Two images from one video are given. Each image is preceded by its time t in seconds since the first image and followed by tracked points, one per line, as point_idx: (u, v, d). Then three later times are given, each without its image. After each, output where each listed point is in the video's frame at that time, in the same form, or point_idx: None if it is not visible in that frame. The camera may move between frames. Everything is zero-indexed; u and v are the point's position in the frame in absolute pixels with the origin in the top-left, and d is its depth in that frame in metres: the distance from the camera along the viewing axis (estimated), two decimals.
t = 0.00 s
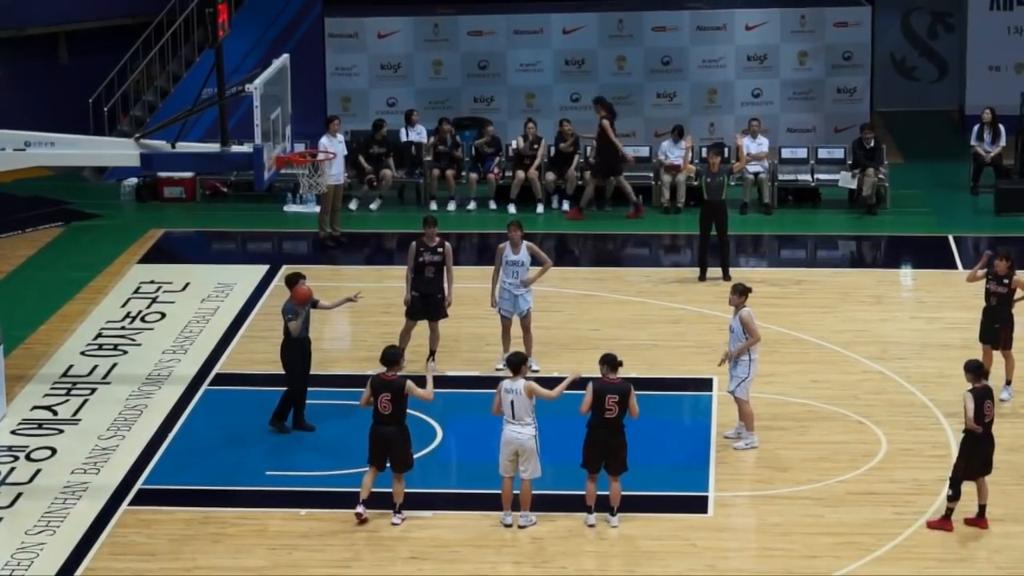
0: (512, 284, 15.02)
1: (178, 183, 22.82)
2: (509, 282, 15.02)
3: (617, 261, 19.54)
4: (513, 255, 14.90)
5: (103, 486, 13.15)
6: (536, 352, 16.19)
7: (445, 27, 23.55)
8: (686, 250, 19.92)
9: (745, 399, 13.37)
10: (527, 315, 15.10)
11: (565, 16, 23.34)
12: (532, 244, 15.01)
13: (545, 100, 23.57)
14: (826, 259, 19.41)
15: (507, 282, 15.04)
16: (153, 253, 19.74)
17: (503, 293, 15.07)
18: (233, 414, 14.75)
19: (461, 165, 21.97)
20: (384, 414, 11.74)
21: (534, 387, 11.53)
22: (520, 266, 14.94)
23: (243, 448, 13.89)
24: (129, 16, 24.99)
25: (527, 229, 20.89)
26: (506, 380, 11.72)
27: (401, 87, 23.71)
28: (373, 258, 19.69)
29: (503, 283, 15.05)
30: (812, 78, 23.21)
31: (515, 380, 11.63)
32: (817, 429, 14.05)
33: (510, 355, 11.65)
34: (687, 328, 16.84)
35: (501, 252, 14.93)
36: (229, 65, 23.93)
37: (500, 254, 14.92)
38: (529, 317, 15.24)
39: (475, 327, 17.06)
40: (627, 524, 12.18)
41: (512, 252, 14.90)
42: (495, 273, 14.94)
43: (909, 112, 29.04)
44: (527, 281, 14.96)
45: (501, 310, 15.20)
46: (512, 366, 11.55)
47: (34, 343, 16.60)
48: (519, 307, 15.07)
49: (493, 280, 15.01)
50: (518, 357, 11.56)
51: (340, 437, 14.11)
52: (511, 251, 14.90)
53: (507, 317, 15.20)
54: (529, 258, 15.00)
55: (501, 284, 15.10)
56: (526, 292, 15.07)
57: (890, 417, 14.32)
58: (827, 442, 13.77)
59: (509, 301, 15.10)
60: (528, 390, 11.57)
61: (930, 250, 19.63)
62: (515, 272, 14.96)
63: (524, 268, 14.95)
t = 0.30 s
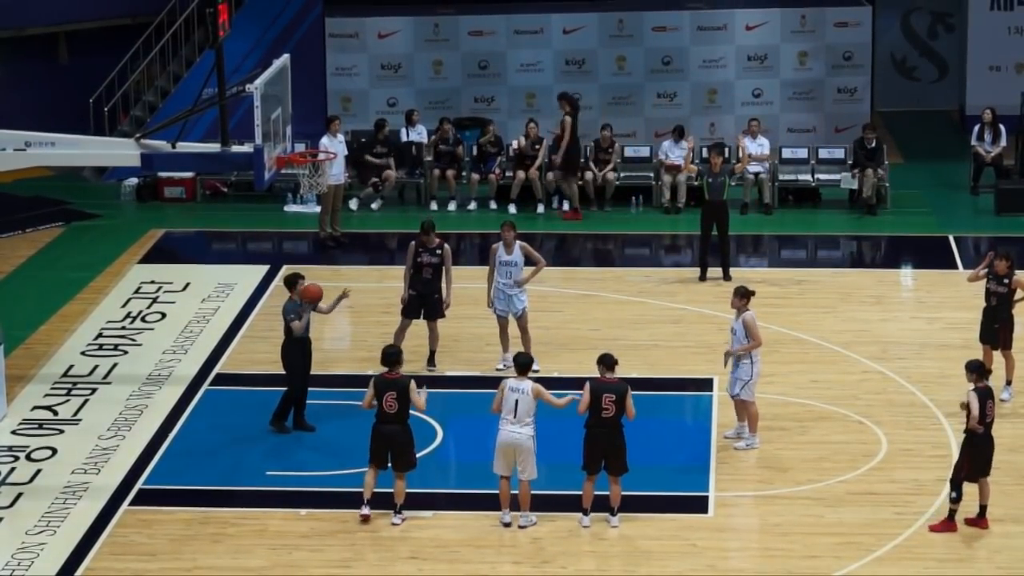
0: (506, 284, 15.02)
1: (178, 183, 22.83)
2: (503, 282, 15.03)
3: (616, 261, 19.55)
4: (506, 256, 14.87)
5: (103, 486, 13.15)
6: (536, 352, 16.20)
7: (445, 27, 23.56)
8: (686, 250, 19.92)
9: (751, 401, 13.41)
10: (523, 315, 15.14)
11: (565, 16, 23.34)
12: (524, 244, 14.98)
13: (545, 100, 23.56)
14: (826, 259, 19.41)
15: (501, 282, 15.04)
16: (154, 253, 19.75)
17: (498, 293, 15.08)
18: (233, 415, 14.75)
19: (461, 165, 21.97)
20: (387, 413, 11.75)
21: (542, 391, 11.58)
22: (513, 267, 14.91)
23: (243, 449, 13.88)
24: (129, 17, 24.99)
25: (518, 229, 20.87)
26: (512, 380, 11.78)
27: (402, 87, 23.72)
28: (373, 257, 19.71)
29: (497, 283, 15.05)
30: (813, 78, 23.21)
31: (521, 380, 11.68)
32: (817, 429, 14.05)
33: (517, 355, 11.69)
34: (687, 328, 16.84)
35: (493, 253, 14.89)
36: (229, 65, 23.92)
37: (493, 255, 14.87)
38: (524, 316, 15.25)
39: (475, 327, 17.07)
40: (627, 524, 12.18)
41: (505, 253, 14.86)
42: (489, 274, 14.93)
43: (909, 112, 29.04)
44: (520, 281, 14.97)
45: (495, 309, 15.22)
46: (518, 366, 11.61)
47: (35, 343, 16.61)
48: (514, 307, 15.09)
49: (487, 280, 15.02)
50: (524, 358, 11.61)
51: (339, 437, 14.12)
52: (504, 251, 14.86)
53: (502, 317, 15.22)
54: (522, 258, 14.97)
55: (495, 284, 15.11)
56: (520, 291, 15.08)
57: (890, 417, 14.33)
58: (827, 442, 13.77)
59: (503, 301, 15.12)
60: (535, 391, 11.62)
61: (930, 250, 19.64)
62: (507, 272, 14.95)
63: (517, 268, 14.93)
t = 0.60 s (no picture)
0: (504, 283, 15.02)
1: (178, 183, 22.83)
2: (501, 281, 15.02)
3: (616, 261, 19.55)
4: (503, 256, 14.87)
5: (103, 486, 13.15)
6: (536, 352, 16.20)
7: (446, 27, 23.55)
8: (686, 250, 19.92)
9: (751, 402, 13.40)
10: (522, 314, 15.13)
11: (565, 16, 23.34)
12: (522, 243, 14.98)
13: (545, 99, 23.56)
14: (827, 259, 19.41)
15: (500, 281, 15.03)
16: (154, 253, 19.74)
17: (496, 293, 15.08)
18: (233, 415, 14.74)
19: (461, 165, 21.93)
20: (383, 412, 11.74)
21: (536, 389, 11.59)
22: (511, 267, 14.91)
23: (242, 449, 13.87)
24: (129, 16, 24.98)
25: (513, 228, 20.86)
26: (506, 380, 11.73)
27: (402, 87, 23.71)
28: (372, 257, 19.71)
29: (495, 283, 15.05)
30: (813, 78, 23.21)
31: (516, 380, 11.67)
32: (817, 429, 14.05)
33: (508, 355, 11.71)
34: (687, 328, 16.83)
35: (491, 253, 14.92)
36: (229, 65, 23.92)
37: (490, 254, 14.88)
38: (524, 316, 15.25)
39: (475, 327, 17.06)
40: (627, 524, 12.18)
41: (502, 253, 14.88)
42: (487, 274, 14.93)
43: (909, 112, 29.04)
44: (519, 280, 14.98)
45: (494, 308, 15.21)
46: (512, 366, 11.62)
47: (34, 343, 16.60)
48: (513, 306, 15.08)
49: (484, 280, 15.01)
50: (516, 357, 11.63)
51: (336, 437, 14.11)
52: (501, 251, 14.87)
53: (501, 317, 15.21)
54: (518, 258, 14.97)
55: (494, 284, 15.11)
56: (519, 290, 15.08)
57: (890, 416, 14.32)
58: (828, 442, 13.76)
59: (502, 300, 15.11)
60: (530, 390, 11.63)
61: (930, 249, 19.64)
62: (505, 273, 14.95)
63: (515, 268, 14.93)
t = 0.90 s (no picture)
0: (508, 283, 15.02)
1: (178, 183, 22.84)
2: (505, 281, 15.02)
3: (616, 261, 19.55)
4: (507, 256, 14.87)
5: (103, 486, 13.15)
6: (536, 352, 16.20)
7: (446, 28, 23.55)
8: (686, 251, 19.91)
9: (747, 400, 13.39)
10: (525, 314, 15.12)
11: (565, 16, 23.34)
12: (525, 243, 14.99)
13: (545, 100, 23.56)
14: (827, 260, 19.40)
15: (503, 281, 15.03)
16: (154, 254, 19.74)
17: (500, 293, 15.07)
18: (232, 415, 14.74)
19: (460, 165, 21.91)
20: (373, 411, 11.75)
21: (519, 388, 11.60)
22: (514, 267, 14.92)
23: (242, 450, 13.87)
24: (129, 17, 25.00)
25: (515, 229, 20.87)
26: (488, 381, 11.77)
27: (402, 87, 23.69)
28: (373, 258, 19.71)
29: (500, 283, 15.05)
30: (813, 78, 23.22)
31: (497, 381, 11.69)
32: (817, 429, 14.05)
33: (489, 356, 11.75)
34: (687, 329, 16.83)
35: (494, 254, 14.89)
36: (229, 65, 23.93)
37: (494, 255, 14.87)
38: (527, 316, 15.26)
39: (475, 327, 17.06)
40: (626, 524, 12.18)
41: (505, 253, 14.85)
42: (490, 274, 14.91)
43: (909, 113, 29.03)
44: (523, 280, 14.98)
45: (497, 308, 15.21)
46: (491, 368, 11.65)
47: (34, 344, 16.60)
48: (516, 307, 15.08)
49: (488, 280, 15.00)
50: (497, 359, 11.66)
51: (336, 437, 14.12)
52: (505, 251, 14.85)
53: (504, 317, 15.21)
54: (523, 258, 14.98)
55: (498, 284, 15.10)
56: (522, 290, 15.08)
57: (890, 417, 14.32)
58: (828, 442, 13.76)
59: (505, 300, 15.11)
60: (513, 390, 11.65)
61: (930, 250, 19.64)
62: (510, 273, 14.96)
63: (518, 267, 14.94)
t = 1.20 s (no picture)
0: (516, 284, 15.00)
1: (178, 183, 22.84)
2: (513, 281, 15.00)
3: (616, 261, 19.55)
4: (516, 256, 14.89)
5: (103, 486, 13.15)
6: (537, 352, 16.20)
7: (446, 28, 23.55)
8: (686, 251, 19.90)
9: (744, 398, 13.37)
10: (531, 314, 15.14)
11: (565, 16, 23.35)
12: (533, 243, 14.99)
13: (545, 100, 23.55)
14: (827, 260, 19.39)
15: (511, 282, 15.02)
16: (154, 254, 19.72)
17: (508, 293, 15.06)
18: (231, 416, 14.73)
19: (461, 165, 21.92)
20: (368, 411, 11.75)
21: (509, 387, 11.61)
22: (523, 266, 14.93)
23: (242, 450, 13.86)
24: (129, 16, 25.00)
25: (525, 229, 20.91)
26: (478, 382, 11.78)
27: (402, 88, 23.69)
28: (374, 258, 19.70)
29: (508, 284, 15.04)
30: (813, 78, 23.24)
31: (487, 382, 11.70)
32: (817, 429, 14.05)
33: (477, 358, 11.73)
34: (687, 329, 16.83)
35: (503, 253, 14.91)
36: (229, 66, 23.91)
37: (502, 255, 14.88)
38: (533, 316, 15.27)
39: (475, 327, 17.06)
40: (627, 524, 12.18)
41: (514, 253, 14.89)
42: (499, 275, 14.91)
43: (909, 113, 29.01)
44: (530, 280, 14.96)
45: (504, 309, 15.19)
46: (479, 370, 11.64)
47: (34, 344, 16.61)
48: (523, 307, 15.07)
49: (496, 281, 14.98)
50: (484, 361, 11.65)
51: (337, 437, 14.11)
52: (514, 251, 14.88)
53: (510, 317, 15.21)
54: (531, 258, 15.00)
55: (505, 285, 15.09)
56: (530, 291, 15.07)
57: (890, 417, 14.32)
58: (828, 443, 13.75)
59: (512, 301, 15.10)
60: (503, 389, 11.66)
61: (930, 250, 19.64)
62: (518, 272, 14.95)
63: (527, 267, 14.94)
